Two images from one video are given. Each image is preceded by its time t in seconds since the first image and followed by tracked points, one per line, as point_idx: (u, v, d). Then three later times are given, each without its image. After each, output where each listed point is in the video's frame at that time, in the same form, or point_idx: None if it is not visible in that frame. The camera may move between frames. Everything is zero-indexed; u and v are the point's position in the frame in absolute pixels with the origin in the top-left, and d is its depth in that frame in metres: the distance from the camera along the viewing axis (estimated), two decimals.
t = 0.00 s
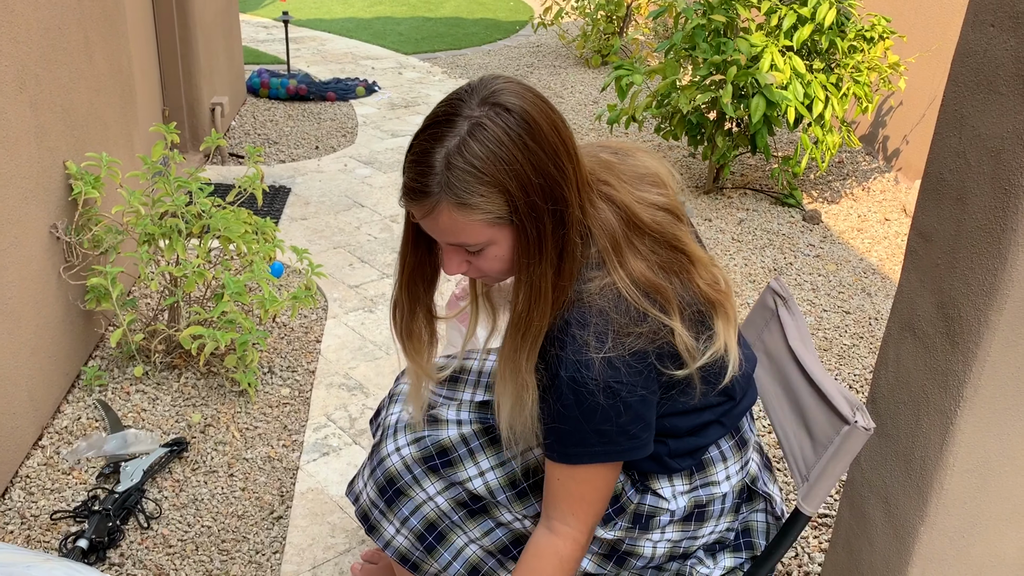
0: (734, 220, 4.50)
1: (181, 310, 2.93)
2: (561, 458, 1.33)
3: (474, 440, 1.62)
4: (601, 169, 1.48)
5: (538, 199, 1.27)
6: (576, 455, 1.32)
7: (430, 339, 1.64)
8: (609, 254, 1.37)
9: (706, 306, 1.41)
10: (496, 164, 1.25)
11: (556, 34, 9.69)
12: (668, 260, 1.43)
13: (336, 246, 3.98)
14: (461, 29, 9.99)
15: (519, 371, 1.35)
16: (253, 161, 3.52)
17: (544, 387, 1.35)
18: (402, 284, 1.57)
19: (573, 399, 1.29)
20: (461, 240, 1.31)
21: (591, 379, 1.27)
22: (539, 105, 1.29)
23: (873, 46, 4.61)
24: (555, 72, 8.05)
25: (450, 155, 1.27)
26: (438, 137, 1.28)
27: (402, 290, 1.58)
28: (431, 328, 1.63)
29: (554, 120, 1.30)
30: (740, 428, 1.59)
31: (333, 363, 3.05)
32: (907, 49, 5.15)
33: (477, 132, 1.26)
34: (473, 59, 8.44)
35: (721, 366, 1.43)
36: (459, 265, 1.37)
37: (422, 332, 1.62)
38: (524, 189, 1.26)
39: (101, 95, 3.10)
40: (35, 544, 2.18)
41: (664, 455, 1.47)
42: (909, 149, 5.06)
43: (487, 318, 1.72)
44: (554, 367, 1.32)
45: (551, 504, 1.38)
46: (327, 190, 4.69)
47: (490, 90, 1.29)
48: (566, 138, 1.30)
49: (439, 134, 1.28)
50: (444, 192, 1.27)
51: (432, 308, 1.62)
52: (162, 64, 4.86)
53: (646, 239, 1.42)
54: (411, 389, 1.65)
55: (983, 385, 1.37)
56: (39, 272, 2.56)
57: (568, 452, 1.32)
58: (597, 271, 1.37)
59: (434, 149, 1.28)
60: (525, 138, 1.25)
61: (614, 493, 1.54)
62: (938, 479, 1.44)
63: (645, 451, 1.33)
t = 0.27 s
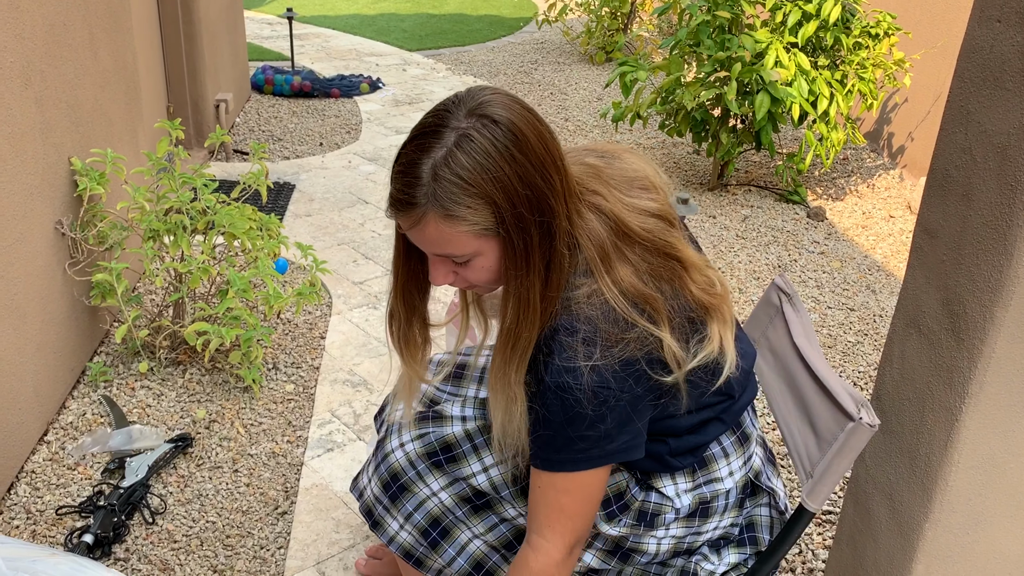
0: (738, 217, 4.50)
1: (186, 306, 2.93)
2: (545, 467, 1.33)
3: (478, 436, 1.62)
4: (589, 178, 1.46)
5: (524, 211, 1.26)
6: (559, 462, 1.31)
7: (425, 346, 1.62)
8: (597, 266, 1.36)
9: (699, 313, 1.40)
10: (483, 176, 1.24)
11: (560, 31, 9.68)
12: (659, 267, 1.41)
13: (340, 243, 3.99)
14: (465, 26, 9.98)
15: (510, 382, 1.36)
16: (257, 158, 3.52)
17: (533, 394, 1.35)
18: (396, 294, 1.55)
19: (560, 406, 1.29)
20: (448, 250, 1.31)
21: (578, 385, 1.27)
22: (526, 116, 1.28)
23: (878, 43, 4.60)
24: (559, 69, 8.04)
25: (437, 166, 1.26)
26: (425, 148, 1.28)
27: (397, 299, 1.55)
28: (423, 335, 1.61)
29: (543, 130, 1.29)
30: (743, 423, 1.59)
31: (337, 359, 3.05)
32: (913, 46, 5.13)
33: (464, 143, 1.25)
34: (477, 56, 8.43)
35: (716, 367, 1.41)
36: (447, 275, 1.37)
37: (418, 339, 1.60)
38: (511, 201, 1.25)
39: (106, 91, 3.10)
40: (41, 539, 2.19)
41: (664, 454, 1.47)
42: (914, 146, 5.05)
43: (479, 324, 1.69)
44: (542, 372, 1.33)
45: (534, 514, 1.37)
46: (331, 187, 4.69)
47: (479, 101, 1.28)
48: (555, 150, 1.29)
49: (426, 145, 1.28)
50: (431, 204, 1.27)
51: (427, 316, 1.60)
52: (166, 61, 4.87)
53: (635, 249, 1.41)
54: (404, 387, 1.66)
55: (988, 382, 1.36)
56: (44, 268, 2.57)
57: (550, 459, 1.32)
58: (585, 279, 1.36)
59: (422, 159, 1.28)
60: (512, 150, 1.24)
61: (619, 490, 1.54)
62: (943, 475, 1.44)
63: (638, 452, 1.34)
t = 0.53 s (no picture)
0: (743, 213, 4.49)
1: (190, 302, 2.93)
2: (507, 470, 1.34)
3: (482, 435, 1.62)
4: (577, 186, 1.42)
5: (509, 230, 1.24)
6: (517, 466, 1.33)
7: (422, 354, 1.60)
8: (575, 285, 1.33)
9: (678, 329, 1.38)
10: (467, 197, 1.22)
11: (564, 27, 9.67)
12: (644, 283, 1.38)
13: (344, 239, 3.99)
14: (469, 22, 9.97)
15: (489, 397, 1.35)
16: (261, 154, 3.52)
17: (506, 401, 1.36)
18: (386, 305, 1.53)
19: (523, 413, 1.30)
20: (434, 268, 1.30)
21: (544, 393, 1.28)
22: (511, 134, 1.24)
23: (883, 39, 4.59)
24: (562, 64, 8.03)
25: (421, 187, 1.24)
26: (409, 167, 1.25)
27: (388, 310, 1.53)
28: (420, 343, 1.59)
29: (527, 148, 1.26)
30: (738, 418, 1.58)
31: (340, 355, 3.06)
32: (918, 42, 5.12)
33: (449, 164, 1.22)
34: (481, 52, 8.43)
35: (691, 377, 1.40)
36: (432, 290, 1.36)
37: (413, 349, 1.58)
38: (495, 221, 1.23)
39: (110, 87, 3.10)
40: (45, 533, 2.20)
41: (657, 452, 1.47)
42: (919, 142, 5.04)
43: (470, 329, 1.66)
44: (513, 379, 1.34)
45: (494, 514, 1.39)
46: (335, 183, 4.69)
47: (462, 120, 1.25)
48: (539, 166, 1.27)
49: (409, 165, 1.25)
50: (415, 224, 1.25)
51: (420, 325, 1.58)
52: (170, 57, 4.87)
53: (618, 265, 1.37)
54: (406, 396, 1.63)
55: (993, 378, 1.36)
56: (49, 264, 2.57)
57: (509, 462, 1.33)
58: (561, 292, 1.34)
59: (405, 180, 1.25)
60: (496, 170, 1.22)
61: (619, 486, 1.55)
62: (947, 472, 1.44)
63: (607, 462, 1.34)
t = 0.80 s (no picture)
0: (745, 207, 4.49)
1: (193, 294, 2.94)
2: (506, 453, 1.33)
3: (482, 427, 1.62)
4: (575, 172, 1.42)
5: (504, 214, 1.24)
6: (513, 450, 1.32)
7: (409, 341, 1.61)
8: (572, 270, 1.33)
9: (674, 318, 1.38)
10: (464, 180, 1.22)
11: (567, 21, 9.65)
12: (640, 270, 1.38)
13: (346, 232, 3.99)
14: (472, 16, 9.96)
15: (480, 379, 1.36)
16: (264, 147, 3.52)
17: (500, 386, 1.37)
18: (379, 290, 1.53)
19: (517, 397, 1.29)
20: (430, 251, 1.29)
21: (539, 376, 1.27)
22: (506, 118, 1.24)
23: (886, 32, 4.58)
24: (565, 58, 8.02)
25: (417, 171, 1.24)
26: (404, 153, 1.25)
27: (380, 296, 1.53)
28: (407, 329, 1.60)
29: (522, 132, 1.25)
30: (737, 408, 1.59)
31: (343, 348, 3.06)
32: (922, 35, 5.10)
33: (444, 149, 1.22)
34: (483, 45, 8.41)
35: (687, 367, 1.41)
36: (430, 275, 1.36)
37: (399, 336, 1.58)
38: (490, 205, 1.23)
39: (112, 79, 3.10)
40: (50, 524, 2.21)
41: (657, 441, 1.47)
42: (922, 136, 5.03)
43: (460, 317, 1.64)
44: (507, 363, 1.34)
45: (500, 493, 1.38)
46: (337, 176, 4.69)
47: (457, 104, 1.25)
48: (534, 150, 1.26)
49: (405, 150, 1.25)
50: (412, 208, 1.25)
51: (409, 314, 1.58)
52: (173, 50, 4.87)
53: (615, 251, 1.37)
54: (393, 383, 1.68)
55: (996, 369, 1.36)
56: (52, 256, 2.58)
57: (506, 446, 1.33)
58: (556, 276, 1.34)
59: (401, 165, 1.25)
60: (491, 154, 1.22)
61: (620, 477, 1.54)
62: (950, 462, 1.44)
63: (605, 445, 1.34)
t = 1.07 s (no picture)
0: (746, 199, 4.48)
1: (194, 286, 2.94)
2: (595, 418, 1.29)
3: (484, 414, 1.62)
4: (606, 140, 1.45)
5: (549, 163, 1.25)
6: (604, 417, 1.27)
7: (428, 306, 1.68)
8: (612, 230, 1.34)
9: (709, 282, 1.40)
10: (512, 129, 1.23)
11: (568, 13, 9.63)
12: (673, 235, 1.41)
13: (347, 224, 3.99)
14: (472, 8, 9.93)
15: (523, 341, 1.35)
16: (264, 138, 3.51)
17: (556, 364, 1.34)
18: (406, 255, 1.60)
19: (592, 360, 1.26)
20: (473, 205, 1.29)
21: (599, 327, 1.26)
22: (550, 72, 1.27)
23: (888, 24, 4.56)
24: (566, 50, 7.99)
25: (465, 121, 1.25)
26: (451, 104, 1.26)
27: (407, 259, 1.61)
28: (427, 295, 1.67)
29: (565, 88, 1.28)
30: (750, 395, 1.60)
31: (344, 340, 3.06)
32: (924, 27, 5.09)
33: (491, 98, 1.24)
34: (484, 37, 8.40)
35: (717, 342, 1.42)
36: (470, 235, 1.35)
37: (420, 302, 1.66)
38: (537, 153, 1.24)
39: (112, 71, 3.09)
40: (51, 515, 2.21)
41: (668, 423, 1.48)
42: (924, 128, 5.02)
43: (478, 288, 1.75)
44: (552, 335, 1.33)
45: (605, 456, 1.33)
46: (338, 168, 4.68)
47: (502, 57, 1.28)
48: (576, 105, 1.29)
49: (452, 102, 1.26)
50: (459, 159, 1.25)
51: (432, 280, 1.66)
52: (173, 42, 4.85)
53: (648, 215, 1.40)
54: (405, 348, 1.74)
55: (997, 361, 1.36)
56: (52, 247, 2.57)
57: (592, 416, 1.28)
58: (595, 235, 1.34)
59: (448, 115, 1.26)
60: (538, 104, 1.24)
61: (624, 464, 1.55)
62: (951, 454, 1.44)
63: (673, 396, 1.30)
